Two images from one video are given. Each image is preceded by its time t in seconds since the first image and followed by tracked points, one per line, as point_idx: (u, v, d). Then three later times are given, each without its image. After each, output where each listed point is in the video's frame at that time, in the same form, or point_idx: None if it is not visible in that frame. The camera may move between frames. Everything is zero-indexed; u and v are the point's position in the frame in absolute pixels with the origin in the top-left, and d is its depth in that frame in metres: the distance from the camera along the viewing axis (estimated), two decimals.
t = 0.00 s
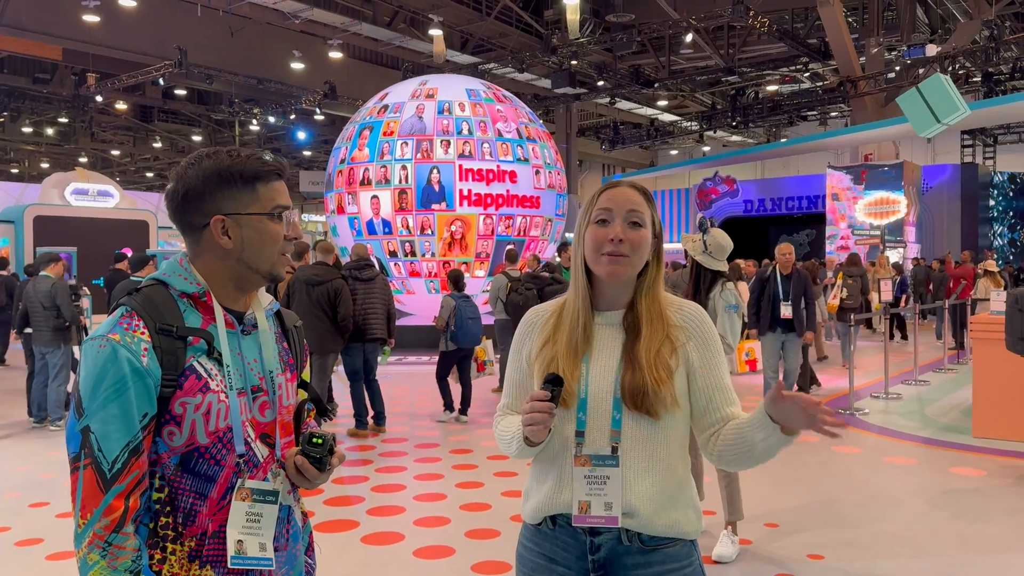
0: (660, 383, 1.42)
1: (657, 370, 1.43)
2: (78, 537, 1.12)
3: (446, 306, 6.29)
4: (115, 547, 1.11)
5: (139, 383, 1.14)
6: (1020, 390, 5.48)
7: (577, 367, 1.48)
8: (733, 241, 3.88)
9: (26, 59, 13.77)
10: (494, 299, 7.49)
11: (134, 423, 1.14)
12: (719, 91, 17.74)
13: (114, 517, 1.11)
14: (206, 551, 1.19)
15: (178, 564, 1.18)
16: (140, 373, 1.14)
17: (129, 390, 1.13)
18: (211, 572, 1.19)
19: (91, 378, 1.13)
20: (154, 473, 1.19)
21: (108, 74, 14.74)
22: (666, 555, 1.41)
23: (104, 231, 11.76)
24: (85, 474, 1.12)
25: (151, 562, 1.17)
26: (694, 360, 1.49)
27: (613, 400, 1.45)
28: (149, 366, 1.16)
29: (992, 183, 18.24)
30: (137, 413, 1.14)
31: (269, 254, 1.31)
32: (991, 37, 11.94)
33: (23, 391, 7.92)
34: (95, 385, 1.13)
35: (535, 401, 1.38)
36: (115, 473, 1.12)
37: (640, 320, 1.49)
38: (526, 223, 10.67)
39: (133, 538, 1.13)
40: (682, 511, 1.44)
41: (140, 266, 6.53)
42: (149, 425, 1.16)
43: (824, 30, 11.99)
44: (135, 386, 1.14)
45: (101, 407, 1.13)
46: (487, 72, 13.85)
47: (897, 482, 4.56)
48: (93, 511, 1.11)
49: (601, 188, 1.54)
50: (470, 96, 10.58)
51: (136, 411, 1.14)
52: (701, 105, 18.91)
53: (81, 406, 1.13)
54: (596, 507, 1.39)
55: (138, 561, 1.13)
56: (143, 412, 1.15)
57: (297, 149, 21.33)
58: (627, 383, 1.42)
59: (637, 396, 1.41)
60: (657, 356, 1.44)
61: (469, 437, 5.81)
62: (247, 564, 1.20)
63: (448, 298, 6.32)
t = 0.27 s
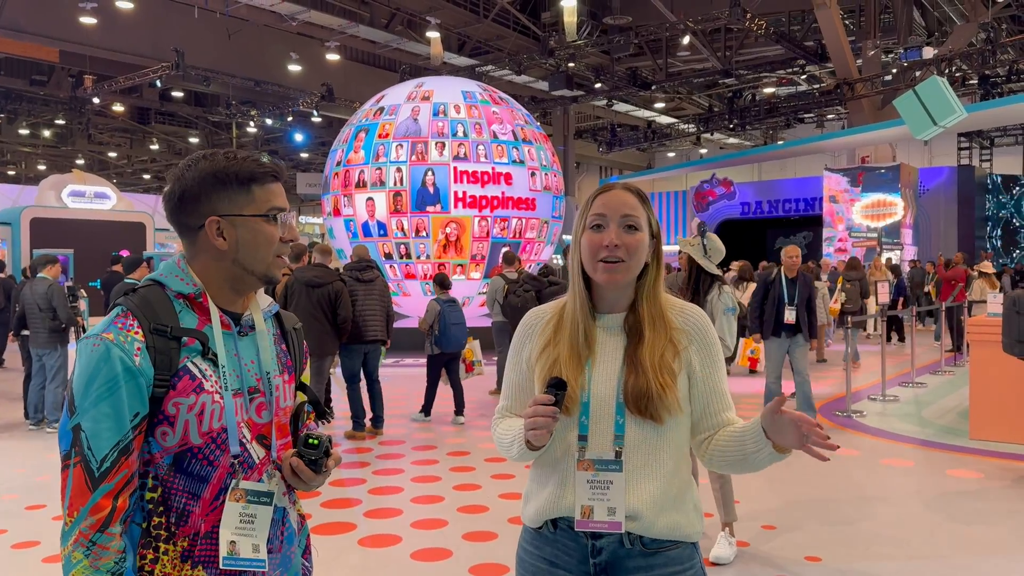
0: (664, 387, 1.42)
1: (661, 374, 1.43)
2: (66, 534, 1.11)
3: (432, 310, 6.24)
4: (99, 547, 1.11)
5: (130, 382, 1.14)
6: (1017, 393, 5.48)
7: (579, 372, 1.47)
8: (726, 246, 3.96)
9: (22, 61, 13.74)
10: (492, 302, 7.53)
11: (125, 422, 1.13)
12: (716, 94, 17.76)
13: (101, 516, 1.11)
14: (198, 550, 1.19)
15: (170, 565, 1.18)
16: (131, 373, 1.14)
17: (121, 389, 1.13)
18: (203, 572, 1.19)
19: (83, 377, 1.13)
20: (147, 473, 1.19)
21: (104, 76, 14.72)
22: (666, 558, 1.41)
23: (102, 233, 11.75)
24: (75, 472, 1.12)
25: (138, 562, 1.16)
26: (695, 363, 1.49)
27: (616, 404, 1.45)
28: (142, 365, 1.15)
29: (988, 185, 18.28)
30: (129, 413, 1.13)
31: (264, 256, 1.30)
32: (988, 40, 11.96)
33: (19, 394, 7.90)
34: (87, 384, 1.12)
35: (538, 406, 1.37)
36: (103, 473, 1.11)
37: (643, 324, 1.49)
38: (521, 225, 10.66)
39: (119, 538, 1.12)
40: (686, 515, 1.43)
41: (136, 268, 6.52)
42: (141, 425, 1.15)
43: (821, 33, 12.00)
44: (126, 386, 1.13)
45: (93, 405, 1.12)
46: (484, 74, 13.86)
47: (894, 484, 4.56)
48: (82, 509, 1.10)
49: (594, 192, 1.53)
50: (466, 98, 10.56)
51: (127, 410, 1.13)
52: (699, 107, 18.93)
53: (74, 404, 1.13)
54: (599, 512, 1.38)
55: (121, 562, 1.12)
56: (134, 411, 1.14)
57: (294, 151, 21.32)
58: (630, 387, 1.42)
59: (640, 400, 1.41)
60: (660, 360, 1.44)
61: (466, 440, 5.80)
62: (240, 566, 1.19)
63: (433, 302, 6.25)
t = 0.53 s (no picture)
0: (658, 384, 1.41)
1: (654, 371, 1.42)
2: (58, 534, 1.11)
3: (417, 311, 6.27)
4: (90, 548, 1.10)
5: (124, 382, 1.13)
6: (1015, 395, 5.49)
7: (574, 372, 1.48)
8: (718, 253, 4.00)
9: (20, 62, 13.73)
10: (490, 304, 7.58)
11: (118, 422, 1.13)
12: (715, 95, 17.77)
13: (93, 517, 1.10)
14: (191, 551, 1.18)
15: (163, 566, 1.18)
16: (125, 372, 1.13)
17: (114, 389, 1.12)
18: (197, 573, 1.18)
19: (77, 376, 1.12)
20: (140, 473, 1.18)
21: (103, 77, 14.71)
22: (663, 561, 1.41)
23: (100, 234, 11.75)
24: (68, 471, 1.12)
25: (131, 564, 1.16)
26: (691, 359, 1.48)
27: (611, 404, 1.45)
28: (135, 365, 1.15)
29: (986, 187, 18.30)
30: (122, 413, 1.13)
31: (260, 257, 1.30)
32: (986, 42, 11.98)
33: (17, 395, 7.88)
34: (81, 383, 1.12)
35: (532, 407, 1.37)
36: (96, 473, 1.11)
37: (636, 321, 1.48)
38: (518, 227, 10.65)
39: (111, 540, 1.12)
40: (683, 514, 1.43)
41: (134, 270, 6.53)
42: (134, 425, 1.15)
43: (820, 34, 12.01)
44: (120, 386, 1.13)
45: (86, 405, 1.12)
46: (482, 76, 13.89)
47: (892, 485, 4.56)
48: (74, 509, 1.10)
49: (581, 193, 1.53)
50: (463, 99, 10.55)
51: (121, 410, 1.13)
52: (697, 109, 18.94)
53: (67, 403, 1.13)
54: (595, 512, 1.39)
55: (111, 564, 1.12)
56: (128, 412, 1.14)
57: (293, 153, 21.31)
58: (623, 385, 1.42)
59: (633, 396, 1.41)
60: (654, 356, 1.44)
61: (465, 442, 5.79)
62: (233, 567, 1.19)
63: (417, 302, 6.28)
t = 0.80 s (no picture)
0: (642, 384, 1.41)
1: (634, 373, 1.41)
2: (57, 536, 1.12)
3: (406, 310, 6.36)
4: (89, 550, 1.10)
5: (122, 385, 1.14)
6: (1014, 396, 5.49)
7: (566, 373, 1.50)
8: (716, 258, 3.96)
9: (19, 63, 13.73)
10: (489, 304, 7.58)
11: (115, 424, 1.13)
12: (714, 96, 17.78)
13: (91, 518, 1.11)
14: (187, 554, 1.19)
15: (159, 567, 1.18)
16: (123, 375, 1.14)
17: (112, 391, 1.13)
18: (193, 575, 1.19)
19: (75, 379, 1.12)
20: (138, 475, 1.19)
21: (102, 79, 14.70)
22: (656, 566, 1.40)
23: (99, 235, 11.77)
24: (65, 474, 1.12)
25: (129, 565, 1.16)
26: (679, 361, 1.44)
27: (597, 405, 1.46)
28: (133, 367, 1.15)
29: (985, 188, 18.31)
30: (119, 415, 1.13)
31: (257, 258, 1.30)
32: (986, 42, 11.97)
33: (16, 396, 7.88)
34: (79, 385, 1.12)
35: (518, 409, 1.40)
36: (94, 475, 1.11)
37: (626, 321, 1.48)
38: (515, 228, 10.65)
39: (109, 541, 1.12)
40: (668, 519, 1.40)
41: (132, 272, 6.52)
42: (131, 427, 1.15)
43: (819, 36, 12.01)
44: (118, 388, 1.13)
45: (84, 407, 1.12)
46: (482, 77, 13.89)
47: (890, 485, 4.57)
48: (72, 511, 1.11)
49: (571, 196, 1.54)
50: (460, 101, 10.55)
51: (118, 412, 1.13)
52: (696, 110, 18.95)
53: (65, 406, 1.13)
54: (578, 512, 1.39)
55: (111, 565, 1.13)
56: (125, 413, 1.14)
57: (292, 154, 21.31)
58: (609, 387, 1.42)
59: (619, 396, 1.41)
60: (641, 355, 1.42)
61: (464, 443, 5.79)
62: (230, 569, 1.19)
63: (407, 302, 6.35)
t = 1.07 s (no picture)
0: (634, 386, 1.41)
1: (625, 374, 1.42)
2: (61, 539, 1.11)
3: (405, 310, 6.41)
4: (94, 552, 1.10)
5: (127, 386, 1.14)
6: (1014, 396, 5.49)
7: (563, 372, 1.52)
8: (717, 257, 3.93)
9: (19, 64, 13.75)
10: (489, 305, 7.53)
11: (121, 426, 1.13)
12: (714, 96, 17.78)
13: (96, 521, 1.10)
14: (191, 556, 1.18)
15: (161, 568, 1.17)
16: (128, 376, 1.14)
17: (117, 393, 1.12)
18: None
19: (78, 381, 1.12)
20: (141, 477, 1.18)
21: (102, 79, 14.71)
22: (653, 568, 1.40)
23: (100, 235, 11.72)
24: (70, 476, 1.11)
25: (132, 566, 1.16)
26: (675, 362, 1.43)
27: (592, 404, 1.47)
28: (138, 369, 1.15)
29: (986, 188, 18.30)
30: (124, 416, 1.13)
31: (261, 261, 1.30)
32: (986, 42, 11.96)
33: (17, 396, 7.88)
34: (83, 387, 1.12)
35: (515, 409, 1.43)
36: (99, 477, 1.11)
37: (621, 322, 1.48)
38: (513, 228, 10.64)
39: (114, 543, 1.12)
40: (665, 520, 1.40)
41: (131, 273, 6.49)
42: (136, 429, 1.15)
43: (819, 35, 12.01)
44: (123, 390, 1.13)
45: (88, 408, 1.12)
46: (482, 77, 13.91)
47: (891, 485, 4.56)
48: (76, 514, 1.10)
49: (570, 199, 1.56)
50: (459, 100, 10.54)
51: (123, 413, 1.13)
52: (696, 110, 18.94)
53: (69, 407, 1.13)
54: (570, 509, 1.40)
55: (116, 567, 1.12)
56: (130, 415, 1.14)
57: (292, 154, 21.32)
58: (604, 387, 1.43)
59: (611, 399, 1.43)
60: (636, 357, 1.43)
61: (464, 443, 5.79)
62: (233, 571, 1.19)
63: (405, 301, 6.39)
